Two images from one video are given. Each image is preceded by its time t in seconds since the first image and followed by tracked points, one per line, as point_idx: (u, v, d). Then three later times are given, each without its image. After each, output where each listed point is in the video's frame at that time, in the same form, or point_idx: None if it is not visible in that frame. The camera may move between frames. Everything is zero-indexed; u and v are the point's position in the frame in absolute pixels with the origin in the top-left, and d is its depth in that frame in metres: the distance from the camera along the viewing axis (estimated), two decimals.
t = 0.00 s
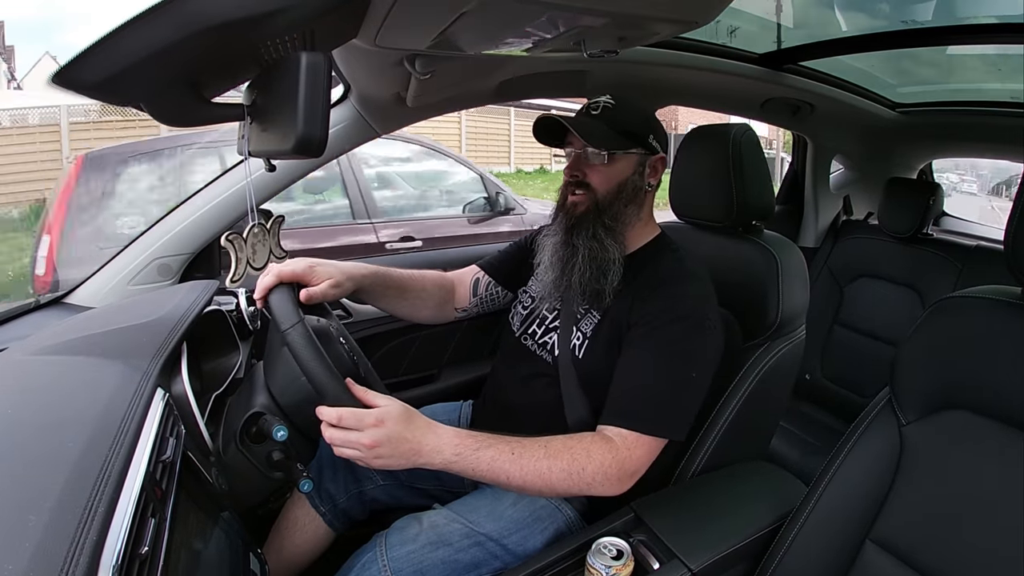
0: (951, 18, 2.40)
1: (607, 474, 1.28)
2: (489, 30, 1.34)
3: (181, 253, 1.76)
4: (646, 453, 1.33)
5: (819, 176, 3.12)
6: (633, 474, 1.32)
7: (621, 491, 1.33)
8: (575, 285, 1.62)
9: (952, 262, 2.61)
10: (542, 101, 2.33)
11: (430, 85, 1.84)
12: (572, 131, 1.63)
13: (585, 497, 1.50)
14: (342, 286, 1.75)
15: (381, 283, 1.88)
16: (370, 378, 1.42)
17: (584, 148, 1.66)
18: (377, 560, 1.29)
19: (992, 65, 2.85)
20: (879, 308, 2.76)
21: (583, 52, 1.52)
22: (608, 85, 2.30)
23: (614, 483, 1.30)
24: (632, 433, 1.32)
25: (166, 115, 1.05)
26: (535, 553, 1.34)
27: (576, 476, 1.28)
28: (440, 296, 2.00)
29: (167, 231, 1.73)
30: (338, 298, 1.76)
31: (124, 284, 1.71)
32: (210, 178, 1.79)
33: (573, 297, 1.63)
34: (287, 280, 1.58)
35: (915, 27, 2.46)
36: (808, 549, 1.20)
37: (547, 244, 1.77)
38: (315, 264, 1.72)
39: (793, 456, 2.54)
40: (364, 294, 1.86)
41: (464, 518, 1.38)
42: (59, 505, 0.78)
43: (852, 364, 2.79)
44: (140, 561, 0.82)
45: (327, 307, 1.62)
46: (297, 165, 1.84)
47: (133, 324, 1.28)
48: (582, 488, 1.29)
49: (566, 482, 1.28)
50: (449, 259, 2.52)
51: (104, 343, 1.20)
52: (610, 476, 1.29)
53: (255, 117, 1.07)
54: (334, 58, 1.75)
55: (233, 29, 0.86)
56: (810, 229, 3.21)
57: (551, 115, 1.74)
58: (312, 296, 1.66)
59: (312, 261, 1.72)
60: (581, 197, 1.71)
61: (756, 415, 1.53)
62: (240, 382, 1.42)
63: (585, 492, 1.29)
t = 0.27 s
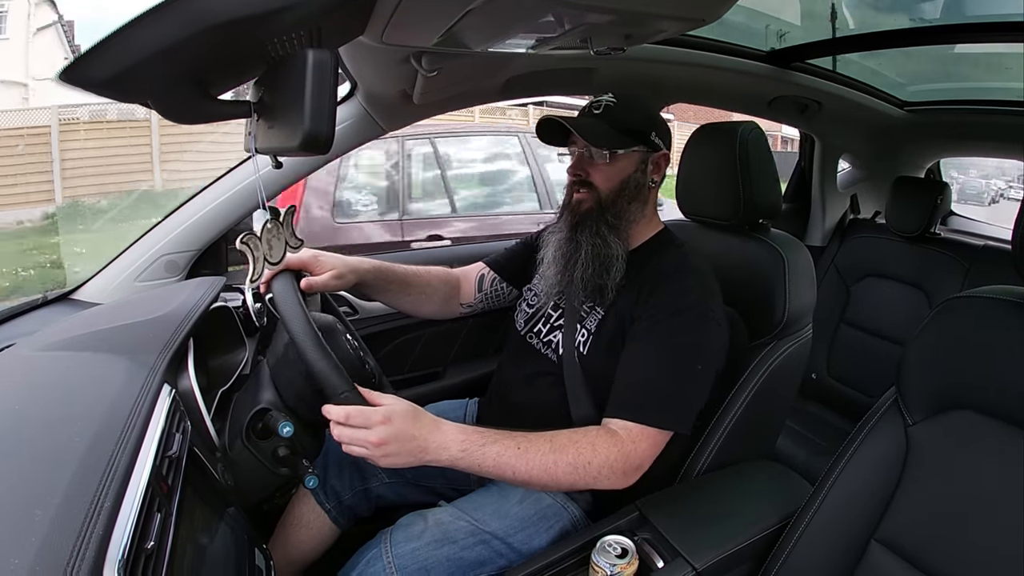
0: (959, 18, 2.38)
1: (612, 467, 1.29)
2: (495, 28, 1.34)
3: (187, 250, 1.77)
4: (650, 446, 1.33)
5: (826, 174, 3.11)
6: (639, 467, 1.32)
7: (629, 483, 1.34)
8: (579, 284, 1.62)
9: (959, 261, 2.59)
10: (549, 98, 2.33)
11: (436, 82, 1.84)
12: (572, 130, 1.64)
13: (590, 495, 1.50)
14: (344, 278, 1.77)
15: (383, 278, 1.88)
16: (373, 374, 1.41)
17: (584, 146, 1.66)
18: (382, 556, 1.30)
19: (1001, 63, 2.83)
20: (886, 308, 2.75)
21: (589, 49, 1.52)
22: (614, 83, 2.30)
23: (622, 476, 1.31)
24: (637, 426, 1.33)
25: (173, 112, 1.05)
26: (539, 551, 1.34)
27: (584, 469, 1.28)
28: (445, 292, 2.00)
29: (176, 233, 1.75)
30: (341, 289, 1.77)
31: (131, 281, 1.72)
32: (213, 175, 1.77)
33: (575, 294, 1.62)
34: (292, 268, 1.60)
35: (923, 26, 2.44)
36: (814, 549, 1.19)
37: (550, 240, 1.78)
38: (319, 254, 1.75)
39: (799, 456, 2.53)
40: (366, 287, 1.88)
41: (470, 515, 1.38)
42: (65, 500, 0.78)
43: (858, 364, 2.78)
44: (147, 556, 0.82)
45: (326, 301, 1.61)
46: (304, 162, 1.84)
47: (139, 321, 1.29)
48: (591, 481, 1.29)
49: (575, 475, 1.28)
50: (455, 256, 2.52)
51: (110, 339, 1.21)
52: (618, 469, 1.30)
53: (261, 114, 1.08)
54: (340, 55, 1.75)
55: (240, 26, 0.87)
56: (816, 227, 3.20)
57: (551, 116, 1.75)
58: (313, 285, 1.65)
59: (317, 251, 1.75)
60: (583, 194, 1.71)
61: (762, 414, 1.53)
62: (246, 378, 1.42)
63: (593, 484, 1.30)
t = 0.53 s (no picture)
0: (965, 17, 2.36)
1: (666, 480, 1.24)
2: (501, 32, 1.34)
3: (195, 254, 1.78)
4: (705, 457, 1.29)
5: (833, 177, 3.09)
6: (698, 479, 1.28)
7: (688, 499, 1.28)
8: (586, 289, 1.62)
9: (967, 264, 2.57)
10: (554, 102, 2.33)
11: (443, 87, 1.84)
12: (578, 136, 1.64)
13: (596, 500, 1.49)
14: (354, 284, 1.76)
15: (390, 284, 1.88)
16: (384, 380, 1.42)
17: (591, 151, 1.67)
18: (389, 560, 1.30)
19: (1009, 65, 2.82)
20: (894, 311, 2.74)
21: (596, 53, 1.52)
22: (620, 86, 2.30)
23: (679, 489, 1.25)
24: (685, 440, 1.28)
25: (181, 117, 1.06)
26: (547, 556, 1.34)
27: (636, 484, 1.23)
28: (452, 296, 2.00)
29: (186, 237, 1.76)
30: (350, 297, 1.77)
31: (139, 284, 1.72)
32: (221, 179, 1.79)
33: (586, 300, 1.62)
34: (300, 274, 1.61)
35: (930, 28, 2.43)
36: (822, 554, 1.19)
37: (558, 247, 1.77)
38: (329, 260, 1.76)
39: (807, 460, 2.52)
40: (375, 295, 1.87)
41: (476, 520, 1.37)
42: (73, 503, 0.78)
43: (866, 368, 2.76)
44: (153, 560, 0.82)
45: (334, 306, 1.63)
46: (311, 166, 1.85)
47: (148, 325, 1.29)
48: (646, 497, 1.24)
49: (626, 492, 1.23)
50: (462, 260, 2.52)
51: (119, 342, 1.22)
52: (672, 482, 1.24)
53: (268, 119, 1.08)
54: (347, 60, 1.76)
55: (248, 31, 0.87)
56: (824, 230, 3.16)
57: (555, 121, 1.76)
58: (322, 293, 1.66)
59: (325, 258, 1.76)
60: (590, 200, 1.71)
61: (770, 419, 1.52)
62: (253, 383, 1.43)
63: (650, 501, 1.25)
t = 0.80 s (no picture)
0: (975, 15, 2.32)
1: (724, 462, 1.27)
2: (509, 30, 1.34)
3: (202, 251, 1.79)
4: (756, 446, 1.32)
5: (841, 175, 3.08)
6: (749, 464, 1.30)
7: (741, 487, 1.30)
8: (592, 286, 1.61)
9: (977, 264, 2.56)
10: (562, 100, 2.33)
11: (450, 84, 1.84)
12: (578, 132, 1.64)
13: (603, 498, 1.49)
14: (361, 279, 1.78)
15: (396, 279, 1.89)
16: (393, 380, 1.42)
17: (592, 148, 1.66)
18: (395, 557, 1.30)
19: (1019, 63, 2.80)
20: (902, 311, 2.72)
21: (602, 51, 1.52)
22: (628, 84, 2.29)
23: (737, 475, 1.28)
24: (742, 429, 1.31)
25: (189, 115, 1.06)
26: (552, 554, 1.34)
27: (700, 466, 1.26)
28: (458, 291, 2.00)
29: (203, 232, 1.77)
30: (357, 291, 1.78)
31: (147, 282, 1.74)
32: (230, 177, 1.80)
33: (592, 295, 1.62)
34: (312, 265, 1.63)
35: (940, 26, 2.42)
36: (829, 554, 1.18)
37: (562, 242, 1.77)
38: (337, 256, 1.77)
39: (814, 460, 2.51)
40: (382, 289, 1.88)
41: (483, 517, 1.38)
42: (81, 497, 0.79)
43: (874, 368, 2.75)
44: (161, 554, 0.82)
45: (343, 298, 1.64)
46: (319, 164, 1.85)
47: (155, 321, 1.30)
48: (706, 480, 1.26)
49: (693, 473, 1.26)
50: (468, 258, 2.52)
51: (126, 339, 1.22)
52: (733, 467, 1.27)
53: (276, 116, 1.08)
54: (355, 58, 1.76)
55: (256, 29, 0.87)
56: (832, 228, 3.16)
57: (554, 120, 1.75)
58: (334, 287, 1.65)
59: (335, 253, 1.77)
60: (593, 196, 1.70)
61: (777, 419, 1.51)
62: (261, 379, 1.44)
63: (710, 484, 1.27)
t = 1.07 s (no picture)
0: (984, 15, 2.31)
1: (724, 476, 1.27)
2: (516, 31, 1.33)
3: (212, 251, 1.79)
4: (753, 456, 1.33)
5: (850, 177, 3.08)
6: (744, 474, 1.31)
7: (735, 496, 1.32)
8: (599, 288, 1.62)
9: (986, 266, 2.54)
10: (569, 100, 2.33)
11: (458, 85, 1.84)
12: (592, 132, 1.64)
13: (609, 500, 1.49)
14: (368, 288, 1.77)
15: (405, 287, 1.89)
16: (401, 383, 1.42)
17: (605, 149, 1.66)
18: (402, 558, 1.30)
19: None
20: (911, 313, 2.71)
21: (611, 52, 1.51)
22: (636, 85, 2.29)
23: (732, 486, 1.29)
24: (742, 442, 1.31)
25: (199, 116, 1.06)
26: (559, 556, 1.34)
27: (699, 477, 1.26)
28: (468, 297, 2.00)
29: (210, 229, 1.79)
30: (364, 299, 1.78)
31: (156, 282, 1.74)
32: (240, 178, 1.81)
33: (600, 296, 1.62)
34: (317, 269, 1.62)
35: (950, 27, 2.40)
36: (837, 557, 1.17)
37: (573, 243, 1.77)
38: (345, 263, 1.76)
39: (822, 463, 2.50)
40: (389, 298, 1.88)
41: (489, 518, 1.38)
42: (89, 495, 0.79)
43: (883, 371, 2.74)
44: (169, 553, 0.83)
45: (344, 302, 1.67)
46: (327, 165, 1.86)
47: (164, 321, 1.30)
48: (701, 491, 1.28)
49: (692, 485, 1.26)
50: (475, 259, 2.53)
51: (136, 338, 1.23)
52: (729, 479, 1.28)
53: (285, 117, 1.08)
54: (363, 59, 1.76)
55: (267, 29, 0.88)
56: (841, 230, 3.16)
57: (568, 120, 1.76)
58: (338, 294, 1.66)
59: (345, 260, 1.77)
60: (605, 197, 1.70)
61: (786, 422, 1.51)
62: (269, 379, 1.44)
63: (706, 494, 1.28)
